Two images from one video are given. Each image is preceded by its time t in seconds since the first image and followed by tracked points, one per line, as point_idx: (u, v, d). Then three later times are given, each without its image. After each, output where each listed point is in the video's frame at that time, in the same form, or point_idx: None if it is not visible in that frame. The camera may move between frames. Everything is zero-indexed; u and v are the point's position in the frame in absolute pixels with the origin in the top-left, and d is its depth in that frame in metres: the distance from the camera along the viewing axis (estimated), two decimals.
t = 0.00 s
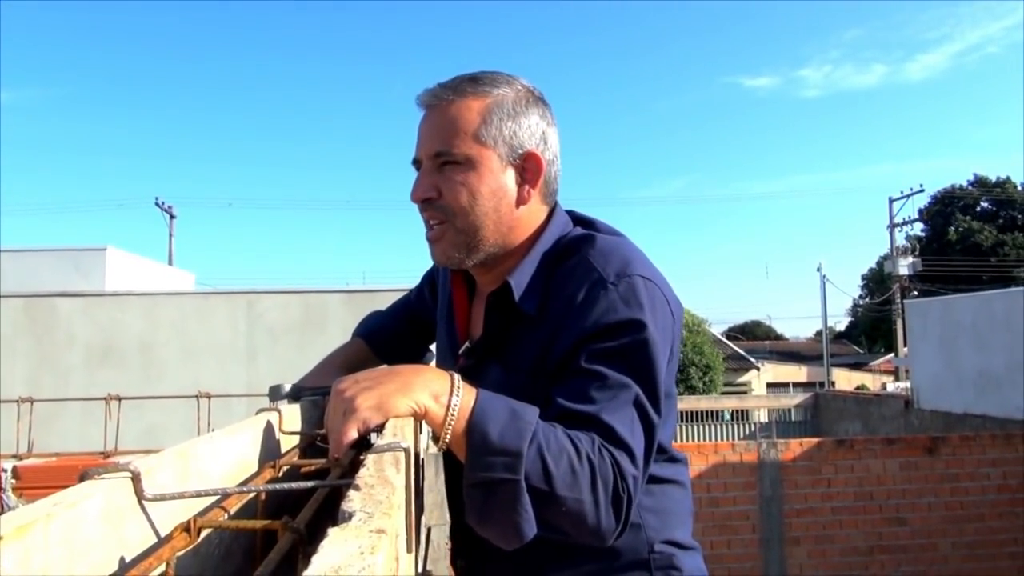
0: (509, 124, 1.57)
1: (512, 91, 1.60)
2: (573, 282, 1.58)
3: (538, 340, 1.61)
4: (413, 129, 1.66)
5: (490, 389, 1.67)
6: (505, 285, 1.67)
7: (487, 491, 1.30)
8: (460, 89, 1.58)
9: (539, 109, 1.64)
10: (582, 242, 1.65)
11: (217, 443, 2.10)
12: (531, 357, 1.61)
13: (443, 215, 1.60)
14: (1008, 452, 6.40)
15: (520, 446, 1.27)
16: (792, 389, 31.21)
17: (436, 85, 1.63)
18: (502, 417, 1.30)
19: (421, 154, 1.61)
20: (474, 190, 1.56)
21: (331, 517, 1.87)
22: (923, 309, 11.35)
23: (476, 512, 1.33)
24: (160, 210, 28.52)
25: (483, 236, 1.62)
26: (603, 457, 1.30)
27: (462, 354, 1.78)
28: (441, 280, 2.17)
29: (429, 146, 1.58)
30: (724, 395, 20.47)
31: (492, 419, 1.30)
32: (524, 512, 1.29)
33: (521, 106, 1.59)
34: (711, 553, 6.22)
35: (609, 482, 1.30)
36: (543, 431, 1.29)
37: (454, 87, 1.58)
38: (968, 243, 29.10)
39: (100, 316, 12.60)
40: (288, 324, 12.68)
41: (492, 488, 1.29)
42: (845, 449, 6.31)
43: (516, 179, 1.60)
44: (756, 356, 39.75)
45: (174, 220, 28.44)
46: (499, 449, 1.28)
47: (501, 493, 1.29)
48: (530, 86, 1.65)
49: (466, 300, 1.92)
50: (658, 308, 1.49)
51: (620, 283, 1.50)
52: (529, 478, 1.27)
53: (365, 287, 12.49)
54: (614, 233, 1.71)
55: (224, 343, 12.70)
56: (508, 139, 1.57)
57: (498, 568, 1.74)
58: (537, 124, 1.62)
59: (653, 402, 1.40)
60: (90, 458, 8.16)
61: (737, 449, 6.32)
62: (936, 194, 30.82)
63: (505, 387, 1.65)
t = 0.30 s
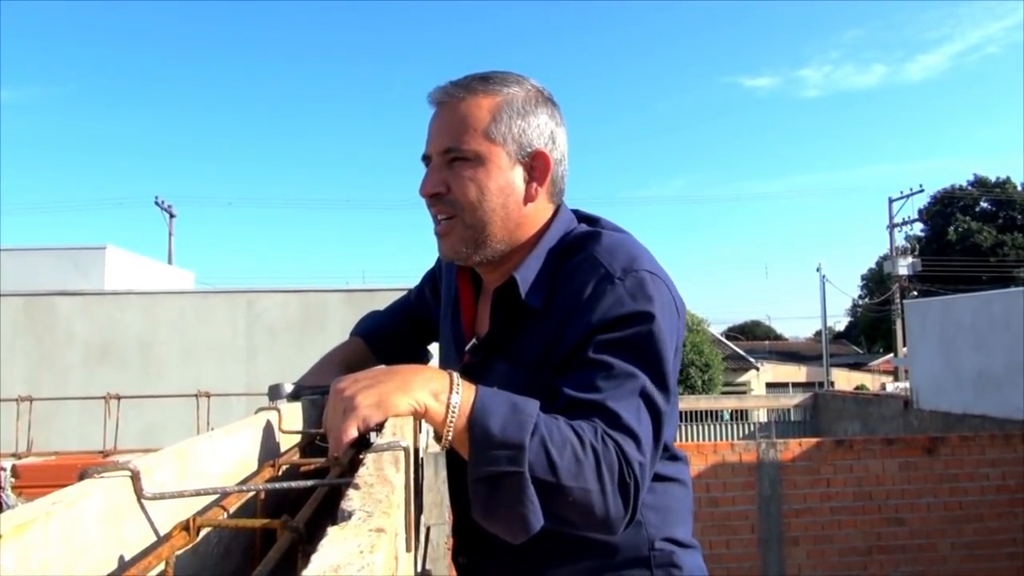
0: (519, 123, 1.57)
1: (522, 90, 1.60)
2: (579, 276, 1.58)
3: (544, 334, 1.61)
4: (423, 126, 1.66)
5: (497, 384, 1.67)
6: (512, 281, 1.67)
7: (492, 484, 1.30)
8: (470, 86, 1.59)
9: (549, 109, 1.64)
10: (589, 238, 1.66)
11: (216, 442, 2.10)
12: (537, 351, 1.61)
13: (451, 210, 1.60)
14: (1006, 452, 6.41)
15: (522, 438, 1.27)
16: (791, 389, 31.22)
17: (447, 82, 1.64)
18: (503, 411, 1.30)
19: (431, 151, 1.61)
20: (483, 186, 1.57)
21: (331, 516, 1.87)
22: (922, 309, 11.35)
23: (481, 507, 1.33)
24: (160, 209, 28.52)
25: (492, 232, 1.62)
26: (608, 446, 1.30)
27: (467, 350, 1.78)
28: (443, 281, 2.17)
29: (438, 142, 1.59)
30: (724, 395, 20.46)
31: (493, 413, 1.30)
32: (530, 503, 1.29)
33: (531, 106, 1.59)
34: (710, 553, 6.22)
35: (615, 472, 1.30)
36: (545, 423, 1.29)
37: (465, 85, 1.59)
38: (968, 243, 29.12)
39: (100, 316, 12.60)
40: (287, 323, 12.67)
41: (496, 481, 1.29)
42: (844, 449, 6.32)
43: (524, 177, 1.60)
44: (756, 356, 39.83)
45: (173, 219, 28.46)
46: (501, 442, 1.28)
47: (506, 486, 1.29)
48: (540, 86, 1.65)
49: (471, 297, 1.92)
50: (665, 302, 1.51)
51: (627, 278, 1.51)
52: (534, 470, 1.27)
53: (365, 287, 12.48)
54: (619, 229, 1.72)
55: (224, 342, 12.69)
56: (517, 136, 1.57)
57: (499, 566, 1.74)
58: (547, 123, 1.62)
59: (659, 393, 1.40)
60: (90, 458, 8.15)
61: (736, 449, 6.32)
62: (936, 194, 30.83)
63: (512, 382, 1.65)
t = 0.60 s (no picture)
0: (545, 121, 1.58)
1: (546, 89, 1.60)
2: (587, 270, 1.58)
3: (553, 328, 1.61)
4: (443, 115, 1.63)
5: (503, 378, 1.67)
6: (520, 276, 1.67)
7: (496, 478, 1.30)
8: (499, 79, 1.57)
9: (568, 109, 1.65)
10: (597, 233, 1.66)
11: (217, 438, 2.10)
12: (545, 346, 1.61)
13: (473, 204, 1.58)
14: (1008, 449, 6.40)
15: (524, 431, 1.27)
16: (793, 386, 31.21)
17: (470, 72, 1.61)
18: (505, 405, 1.30)
19: (452, 141, 1.58)
20: (508, 181, 1.56)
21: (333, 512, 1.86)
22: (924, 306, 11.32)
23: (486, 502, 1.32)
24: (161, 208, 28.53)
25: (511, 227, 1.62)
26: (612, 438, 1.30)
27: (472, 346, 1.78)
28: (445, 279, 2.17)
29: (463, 133, 1.56)
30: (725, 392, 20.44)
31: (496, 407, 1.30)
32: (535, 496, 1.29)
33: (555, 104, 1.60)
34: (712, 550, 6.22)
35: (620, 462, 1.30)
36: (547, 416, 1.29)
37: (493, 78, 1.57)
38: (969, 240, 29.07)
39: (101, 314, 12.60)
40: (288, 321, 12.67)
41: (500, 474, 1.29)
42: (846, 446, 6.32)
43: (545, 175, 1.61)
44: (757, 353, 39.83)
45: (175, 217, 28.50)
46: (504, 436, 1.28)
47: (510, 478, 1.29)
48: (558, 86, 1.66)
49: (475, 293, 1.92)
50: (673, 296, 1.51)
51: (635, 272, 1.51)
52: (538, 462, 1.27)
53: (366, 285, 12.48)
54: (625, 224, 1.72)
55: (225, 340, 12.70)
56: (544, 133, 1.57)
57: (501, 562, 1.74)
58: (567, 123, 1.63)
59: (665, 384, 1.41)
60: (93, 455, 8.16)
61: (738, 446, 6.31)
62: (937, 191, 30.78)
63: (519, 377, 1.64)
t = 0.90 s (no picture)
0: (599, 121, 1.59)
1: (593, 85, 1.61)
2: (610, 261, 1.58)
3: (574, 319, 1.60)
4: (496, 104, 1.55)
5: (523, 369, 1.67)
6: (543, 266, 1.66)
7: (517, 466, 1.30)
8: (560, 75, 1.53)
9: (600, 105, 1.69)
10: (619, 224, 1.65)
11: (240, 426, 2.12)
12: (566, 337, 1.61)
13: (536, 206, 1.58)
14: None
15: (544, 419, 1.27)
16: (814, 375, 31.03)
17: (522, 61, 1.54)
18: (525, 394, 1.30)
19: (514, 137, 1.53)
20: (571, 183, 1.58)
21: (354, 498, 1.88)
22: (947, 294, 11.18)
23: (506, 489, 1.33)
24: (181, 199, 28.81)
25: (562, 229, 1.64)
26: (632, 428, 1.29)
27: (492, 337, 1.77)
28: (460, 267, 2.16)
29: (529, 132, 1.52)
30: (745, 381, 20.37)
31: (515, 395, 1.30)
32: (555, 485, 1.29)
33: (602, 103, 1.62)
34: (732, 539, 6.20)
35: (640, 451, 1.29)
36: (566, 404, 1.29)
37: (555, 72, 1.52)
38: (994, 227, 28.66)
39: (124, 304, 12.75)
40: (308, 310, 12.76)
41: (521, 463, 1.29)
42: (866, 435, 6.25)
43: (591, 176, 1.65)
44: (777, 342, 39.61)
45: (196, 207, 28.79)
46: (524, 424, 1.28)
47: (531, 467, 1.29)
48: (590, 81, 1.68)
49: (491, 284, 1.91)
50: (695, 288, 1.50)
51: (657, 264, 1.51)
52: (558, 451, 1.27)
53: (384, 274, 12.52)
54: (645, 214, 1.71)
55: (245, 329, 12.80)
56: (599, 135, 1.59)
57: (524, 548, 1.74)
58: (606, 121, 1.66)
59: (685, 374, 1.40)
60: (117, 443, 8.27)
61: (758, 435, 6.27)
62: (961, 177, 30.35)
63: (540, 368, 1.64)
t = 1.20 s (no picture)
0: (619, 118, 1.57)
1: (616, 81, 1.58)
2: (622, 256, 1.57)
3: (584, 313, 1.60)
4: (516, 95, 1.53)
5: (531, 361, 1.67)
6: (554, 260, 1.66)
7: (524, 459, 1.30)
8: (584, 70, 1.51)
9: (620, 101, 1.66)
10: (631, 220, 1.64)
11: (252, 417, 2.13)
12: (576, 332, 1.61)
13: (549, 201, 1.57)
14: None
15: (553, 414, 1.27)
16: (824, 363, 30.96)
17: (547, 53, 1.52)
18: (535, 387, 1.30)
19: (532, 130, 1.52)
20: (587, 181, 1.56)
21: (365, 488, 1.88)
22: (959, 281, 11.11)
23: (512, 481, 1.33)
24: (191, 191, 28.91)
25: (576, 224, 1.63)
26: (641, 425, 1.29)
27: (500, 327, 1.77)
28: (468, 254, 2.16)
29: (548, 127, 1.51)
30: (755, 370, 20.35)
31: (525, 388, 1.30)
32: (561, 479, 1.29)
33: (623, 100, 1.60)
34: (742, 527, 6.20)
35: (647, 448, 1.29)
36: (576, 399, 1.29)
37: (578, 67, 1.50)
38: (1007, 213, 28.46)
39: (135, 296, 12.82)
40: (318, 301, 12.79)
41: (529, 455, 1.29)
42: (877, 423, 6.25)
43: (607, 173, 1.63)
44: (787, 330, 39.49)
45: (205, 199, 28.90)
46: (533, 418, 1.28)
47: (539, 461, 1.29)
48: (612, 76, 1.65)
49: (499, 274, 1.90)
50: (707, 286, 1.50)
51: (669, 261, 1.50)
52: (566, 446, 1.27)
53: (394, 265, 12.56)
54: (659, 210, 1.69)
55: (256, 320, 12.85)
56: (617, 133, 1.57)
57: (531, 537, 1.75)
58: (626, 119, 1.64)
59: (695, 374, 1.39)
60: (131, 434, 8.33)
61: (768, 423, 6.26)
62: (973, 162, 30.12)
63: (548, 360, 1.64)
